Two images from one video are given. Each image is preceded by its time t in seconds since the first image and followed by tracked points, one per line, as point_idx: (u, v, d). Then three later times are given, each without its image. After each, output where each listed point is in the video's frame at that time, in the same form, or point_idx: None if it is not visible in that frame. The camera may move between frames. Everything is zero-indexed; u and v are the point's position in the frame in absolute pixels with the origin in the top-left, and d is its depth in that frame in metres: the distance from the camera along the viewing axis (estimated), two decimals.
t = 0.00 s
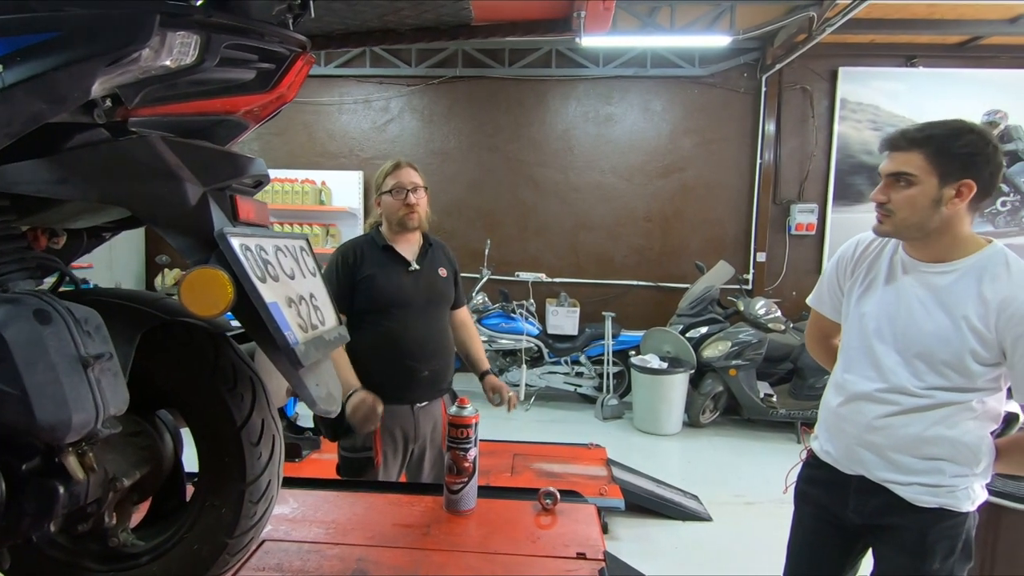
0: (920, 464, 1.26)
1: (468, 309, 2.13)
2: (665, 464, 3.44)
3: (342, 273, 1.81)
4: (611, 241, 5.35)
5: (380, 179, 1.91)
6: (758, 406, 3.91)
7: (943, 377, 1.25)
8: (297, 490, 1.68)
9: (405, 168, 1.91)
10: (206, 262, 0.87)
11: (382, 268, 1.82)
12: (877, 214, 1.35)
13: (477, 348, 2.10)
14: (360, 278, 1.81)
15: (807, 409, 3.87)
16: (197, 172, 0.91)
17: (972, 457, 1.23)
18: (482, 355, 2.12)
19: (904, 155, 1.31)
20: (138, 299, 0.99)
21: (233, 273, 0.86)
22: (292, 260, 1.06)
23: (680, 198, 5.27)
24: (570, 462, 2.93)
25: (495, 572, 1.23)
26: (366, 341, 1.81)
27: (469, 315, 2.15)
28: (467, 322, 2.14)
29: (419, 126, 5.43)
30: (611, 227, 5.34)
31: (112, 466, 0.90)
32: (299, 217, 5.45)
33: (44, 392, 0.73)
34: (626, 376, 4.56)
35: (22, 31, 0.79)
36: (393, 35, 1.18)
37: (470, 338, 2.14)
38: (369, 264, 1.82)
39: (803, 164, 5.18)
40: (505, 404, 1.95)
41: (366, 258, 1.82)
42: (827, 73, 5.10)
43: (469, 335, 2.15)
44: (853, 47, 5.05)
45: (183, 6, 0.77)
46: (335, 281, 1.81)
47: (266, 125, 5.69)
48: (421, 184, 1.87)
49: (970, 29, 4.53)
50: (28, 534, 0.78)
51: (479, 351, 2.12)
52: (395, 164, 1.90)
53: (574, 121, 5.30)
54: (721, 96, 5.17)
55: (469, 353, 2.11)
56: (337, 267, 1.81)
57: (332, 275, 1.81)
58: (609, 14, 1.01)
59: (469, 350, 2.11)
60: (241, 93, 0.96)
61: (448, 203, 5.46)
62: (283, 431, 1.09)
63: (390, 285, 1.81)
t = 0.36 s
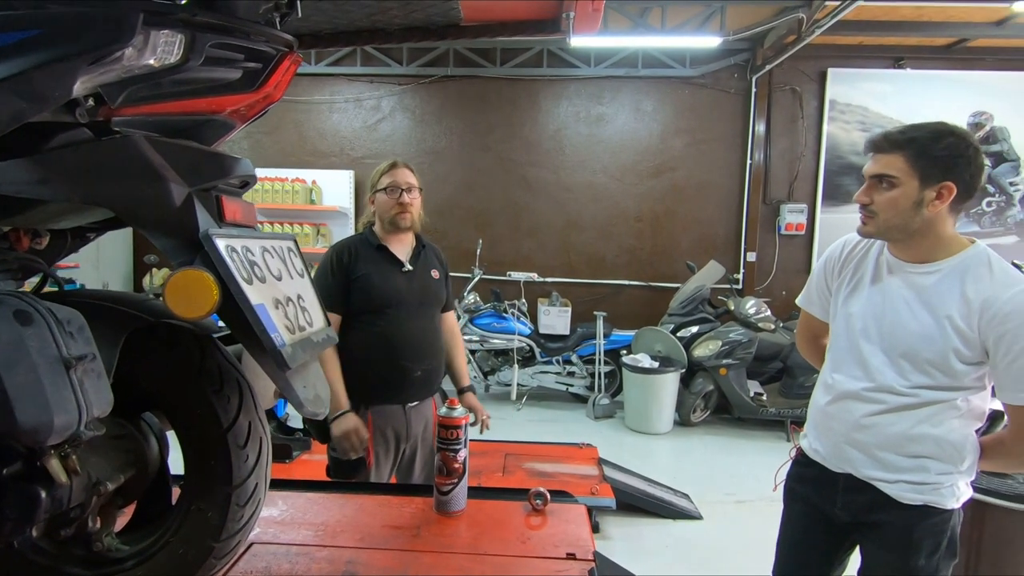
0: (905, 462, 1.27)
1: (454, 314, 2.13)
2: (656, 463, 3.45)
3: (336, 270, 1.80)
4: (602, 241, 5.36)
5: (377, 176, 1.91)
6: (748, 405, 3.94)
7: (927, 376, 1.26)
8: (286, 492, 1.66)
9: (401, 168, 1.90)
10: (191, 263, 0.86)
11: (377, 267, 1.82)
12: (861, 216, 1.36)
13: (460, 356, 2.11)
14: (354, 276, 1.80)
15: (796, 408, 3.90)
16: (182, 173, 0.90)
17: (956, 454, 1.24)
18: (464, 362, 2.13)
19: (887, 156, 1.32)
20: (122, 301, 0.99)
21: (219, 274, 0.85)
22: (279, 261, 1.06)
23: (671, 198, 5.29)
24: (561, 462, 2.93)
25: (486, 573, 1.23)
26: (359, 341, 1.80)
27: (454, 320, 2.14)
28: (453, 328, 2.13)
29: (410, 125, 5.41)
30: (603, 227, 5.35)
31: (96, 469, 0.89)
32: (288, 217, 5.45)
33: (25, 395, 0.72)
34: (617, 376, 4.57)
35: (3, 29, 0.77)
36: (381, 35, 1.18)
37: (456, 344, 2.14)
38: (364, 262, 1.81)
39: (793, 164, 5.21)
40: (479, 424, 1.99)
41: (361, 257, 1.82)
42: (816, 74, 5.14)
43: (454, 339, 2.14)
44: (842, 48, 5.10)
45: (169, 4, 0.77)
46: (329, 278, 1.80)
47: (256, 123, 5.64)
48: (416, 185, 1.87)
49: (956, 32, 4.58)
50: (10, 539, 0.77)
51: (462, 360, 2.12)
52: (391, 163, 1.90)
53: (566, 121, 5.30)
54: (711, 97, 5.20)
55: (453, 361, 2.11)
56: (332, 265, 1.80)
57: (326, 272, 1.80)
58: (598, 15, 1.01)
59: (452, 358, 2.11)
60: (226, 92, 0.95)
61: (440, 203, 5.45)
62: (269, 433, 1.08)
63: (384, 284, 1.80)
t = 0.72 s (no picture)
0: (896, 460, 1.28)
1: (450, 311, 2.11)
2: (648, 461, 3.46)
3: (321, 273, 1.81)
4: (594, 240, 5.37)
5: (362, 181, 1.90)
6: (739, 403, 3.96)
7: (916, 375, 1.27)
8: (275, 493, 1.65)
9: (384, 170, 1.88)
10: (176, 262, 0.85)
11: (363, 268, 1.82)
12: (850, 216, 1.37)
13: (451, 347, 2.05)
14: (339, 278, 1.81)
15: (787, 406, 3.93)
16: (167, 171, 0.89)
17: (945, 452, 1.25)
18: (457, 357, 2.08)
19: (875, 157, 1.33)
20: (107, 301, 0.98)
21: (204, 273, 0.84)
22: (266, 260, 1.05)
23: (662, 198, 5.31)
24: (553, 461, 2.93)
25: (476, 572, 1.23)
26: (346, 340, 1.80)
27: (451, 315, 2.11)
28: (449, 322, 2.10)
29: (402, 124, 5.40)
30: (595, 226, 5.36)
31: (79, 471, 0.88)
32: (279, 216, 5.38)
33: (5, 396, 0.70)
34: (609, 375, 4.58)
35: None
36: (371, 33, 1.16)
37: (448, 340, 2.09)
38: (350, 263, 1.82)
39: (783, 164, 5.25)
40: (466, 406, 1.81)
41: (346, 257, 1.82)
42: (806, 75, 5.18)
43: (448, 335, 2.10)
44: (831, 50, 5.14)
45: None
46: (314, 279, 1.82)
47: (246, 122, 5.60)
48: (400, 187, 1.85)
49: (943, 34, 4.63)
50: None
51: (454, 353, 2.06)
52: (375, 166, 1.88)
53: (558, 121, 5.31)
54: (703, 97, 5.22)
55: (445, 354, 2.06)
56: (317, 267, 1.81)
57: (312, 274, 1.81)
58: (587, 14, 1.00)
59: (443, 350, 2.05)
60: (212, 90, 0.94)
61: (432, 202, 5.44)
62: (257, 435, 1.07)
63: (370, 285, 1.80)
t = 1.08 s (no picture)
0: (890, 459, 1.28)
1: (447, 309, 2.08)
2: (641, 460, 3.47)
3: (309, 274, 1.82)
4: (587, 240, 5.37)
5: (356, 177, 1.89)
6: (731, 402, 3.97)
7: (911, 373, 1.27)
8: (266, 494, 1.63)
9: (379, 167, 1.87)
10: (164, 260, 0.84)
11: (352, 267, 1.80)
12: (846, 215, 1.37)
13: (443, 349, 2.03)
14: (327, 278, 1.81)
15: (778, 405, 3.95)
16: (155, 167, 0.87)
17: (939, 450, 1.26)
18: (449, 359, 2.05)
19: (871, 157, 1.33)
20: (94, 299, 0.96)
21: (193, 272, 0.83)
22: (257, 259, 1.03)
23: (655, 197, 5.32)
24: (546, 460, 2.92)
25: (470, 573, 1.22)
26: (334, 341, 1.79)
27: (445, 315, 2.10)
28: (443, 322, 2.09)
29: (394, 122, 5.37)
30: (587, 226, 5.36)
31: (65, 473, 0.86)
32: (271, 215, 5.32)
33: None
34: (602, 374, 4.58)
35: None
36: (364, 30, 1.14)
37: (442, 341, 2.07)
38: (338, 263, 1.81)
39: (774, 164, 5.27)
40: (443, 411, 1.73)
41: (335, 257, 1.82)
42: (797, 75, 5.20)
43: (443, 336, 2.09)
44: (822, 50, 5.16)
45: None
46: (303, 281, 1.82)
47: (237, 120, 5.55)
48: (394, 185, 1.84)
49: (932, 35, 4.67)
50: None
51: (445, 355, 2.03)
52: (370, 163, 1.87)
53: (551, 120, 5.30)
54: (695, 97, 5.23)
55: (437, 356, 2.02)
56: (306, 267, 1.82)
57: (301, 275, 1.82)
58: (582, 11, 1.00)
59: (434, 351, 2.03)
60: (201, 84, 0.92)
61: (424, 201, 5.41)
62: (247, 435, 1.05)
63: (357, 285, 1.79)
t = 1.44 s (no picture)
0: (882, 459, 1.29)
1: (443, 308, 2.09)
2: (634, 460, 3.47)
3: (302, 273, 1.80)
4: (580, 240, 5.38)
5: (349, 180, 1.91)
6: (724, 401, 3.99)
7: (902, 374, 1.28)
8: (257, 497, 1.62)
9: (368, 167, 1.87)
10: (151, 260, 0.82)
11: (346, 267, 1.79)
12: (840, 215, 1.37)
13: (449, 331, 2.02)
14: (320, 278, 1.79)
15: (770, 404, 3.97)
16: (142, 165, 0.85)
17: (930, 450, 1.26)
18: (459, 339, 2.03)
19: (865, 156, 1.33)
20: (80, 300, 0.95)
21: (181, 272, 0.82)
22: (247, 259, 1.02)
23: (647, 197, 5.34)
24: (540, 460, 2.92)
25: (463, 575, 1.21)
26: (327, 341, 1.78)
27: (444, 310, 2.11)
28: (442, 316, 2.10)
29: (386, 122, 5.35)
30: (580, 226, 5.36)
31: (51, 477, 0.85)
32: (262, 214, 5.28)
33: None
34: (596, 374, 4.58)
35: None
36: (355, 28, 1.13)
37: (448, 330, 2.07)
38: (332, 263, 1.79)
39: (766, 164, 5.30)
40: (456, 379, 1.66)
41: (328, 257, 1.80)
42: (788, 76, 5.24)
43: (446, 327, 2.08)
44: (813, 51, 5.19)
45: None
46: (295, 280, 1.80)
47: (228, 119, 5.51)
48: (381, 187, 1.84)
49: (921, 37, 4.71)
50: None
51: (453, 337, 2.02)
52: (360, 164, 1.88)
53: (543, 120, 5.30)
54: (687, 97, 5.25)
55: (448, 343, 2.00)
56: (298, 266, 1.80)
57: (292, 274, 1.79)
58: (574, 11, 1.00)
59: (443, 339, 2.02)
60: (190, 82, 0.91)
61: (417, 201, 5.40)
62: (238, 437, 1.04)
63: (351, 285, 1.77)
